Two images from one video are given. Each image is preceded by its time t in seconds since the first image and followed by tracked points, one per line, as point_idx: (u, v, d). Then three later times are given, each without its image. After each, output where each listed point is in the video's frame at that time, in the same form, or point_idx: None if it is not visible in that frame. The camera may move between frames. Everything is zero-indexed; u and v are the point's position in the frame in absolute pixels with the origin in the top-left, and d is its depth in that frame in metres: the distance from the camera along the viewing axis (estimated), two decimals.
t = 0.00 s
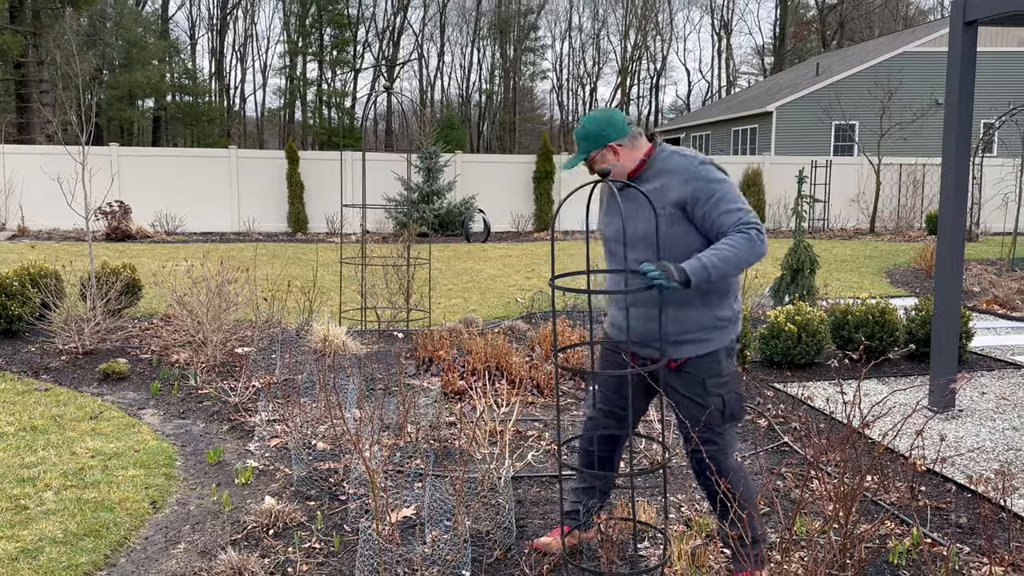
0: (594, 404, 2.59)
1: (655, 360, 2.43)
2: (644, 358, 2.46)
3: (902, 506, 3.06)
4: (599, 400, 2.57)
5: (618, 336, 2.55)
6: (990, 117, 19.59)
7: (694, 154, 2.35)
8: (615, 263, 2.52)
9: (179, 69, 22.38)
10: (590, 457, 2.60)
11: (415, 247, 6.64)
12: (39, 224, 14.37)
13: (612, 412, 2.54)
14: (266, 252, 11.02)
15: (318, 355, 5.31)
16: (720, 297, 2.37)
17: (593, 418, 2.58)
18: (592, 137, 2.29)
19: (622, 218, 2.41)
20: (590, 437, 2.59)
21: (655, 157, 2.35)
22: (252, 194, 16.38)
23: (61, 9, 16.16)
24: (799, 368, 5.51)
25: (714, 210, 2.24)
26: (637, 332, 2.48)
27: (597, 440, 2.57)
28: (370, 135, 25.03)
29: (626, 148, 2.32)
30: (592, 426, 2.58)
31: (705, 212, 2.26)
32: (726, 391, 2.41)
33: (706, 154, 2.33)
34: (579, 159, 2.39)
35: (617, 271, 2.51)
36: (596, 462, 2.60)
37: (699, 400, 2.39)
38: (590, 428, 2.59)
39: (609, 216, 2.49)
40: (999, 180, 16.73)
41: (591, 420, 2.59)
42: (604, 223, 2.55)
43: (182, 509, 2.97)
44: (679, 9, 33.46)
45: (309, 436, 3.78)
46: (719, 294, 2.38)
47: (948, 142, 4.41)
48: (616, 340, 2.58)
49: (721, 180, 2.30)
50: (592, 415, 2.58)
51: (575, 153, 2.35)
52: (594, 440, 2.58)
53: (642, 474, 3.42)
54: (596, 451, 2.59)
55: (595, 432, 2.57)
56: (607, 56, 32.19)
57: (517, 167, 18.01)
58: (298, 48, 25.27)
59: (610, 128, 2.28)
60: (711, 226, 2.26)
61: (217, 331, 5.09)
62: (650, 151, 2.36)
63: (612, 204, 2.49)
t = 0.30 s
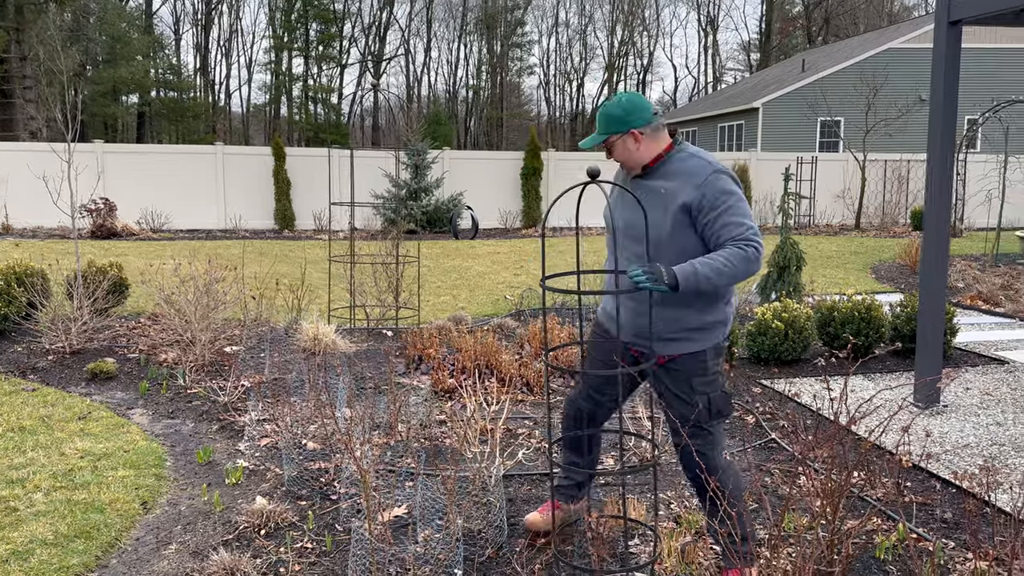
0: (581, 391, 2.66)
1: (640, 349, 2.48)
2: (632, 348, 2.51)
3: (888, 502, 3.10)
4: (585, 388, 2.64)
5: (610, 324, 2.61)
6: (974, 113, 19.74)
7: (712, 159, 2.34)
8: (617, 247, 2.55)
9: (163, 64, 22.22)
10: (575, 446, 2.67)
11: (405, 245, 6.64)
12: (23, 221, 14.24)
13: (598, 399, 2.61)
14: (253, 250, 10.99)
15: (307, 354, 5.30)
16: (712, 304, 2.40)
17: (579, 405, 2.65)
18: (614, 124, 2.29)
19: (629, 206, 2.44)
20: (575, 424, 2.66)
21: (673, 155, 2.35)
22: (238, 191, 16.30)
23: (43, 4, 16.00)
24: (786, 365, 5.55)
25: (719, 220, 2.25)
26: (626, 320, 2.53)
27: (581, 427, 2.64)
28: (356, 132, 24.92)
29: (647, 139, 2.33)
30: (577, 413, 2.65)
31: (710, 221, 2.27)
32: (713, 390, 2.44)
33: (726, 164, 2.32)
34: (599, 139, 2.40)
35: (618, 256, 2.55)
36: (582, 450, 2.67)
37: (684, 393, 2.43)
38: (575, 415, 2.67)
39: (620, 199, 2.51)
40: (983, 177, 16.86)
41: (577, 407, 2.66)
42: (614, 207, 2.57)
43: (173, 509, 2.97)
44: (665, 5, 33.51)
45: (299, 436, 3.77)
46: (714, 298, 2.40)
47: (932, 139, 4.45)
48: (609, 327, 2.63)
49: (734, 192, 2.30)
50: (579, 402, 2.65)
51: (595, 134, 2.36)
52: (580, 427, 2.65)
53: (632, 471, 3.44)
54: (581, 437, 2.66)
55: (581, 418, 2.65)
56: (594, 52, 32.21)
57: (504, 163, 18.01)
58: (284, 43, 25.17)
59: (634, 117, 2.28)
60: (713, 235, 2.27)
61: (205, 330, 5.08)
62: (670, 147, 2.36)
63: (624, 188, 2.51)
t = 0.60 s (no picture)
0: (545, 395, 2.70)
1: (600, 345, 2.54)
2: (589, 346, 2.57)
3: (873, 491, 3.17)
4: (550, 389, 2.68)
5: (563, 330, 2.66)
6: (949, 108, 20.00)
7: (636, 157, 2.53)
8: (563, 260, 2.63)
9: (139, 58, 22.04)
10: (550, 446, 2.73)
11: (391, 240, 6.64)
12: None
13: (562, 401, 2.65)
14: (234, 246, 10.95)
15: (296, 350, 5.30)
16: (669, 288, 2.51)
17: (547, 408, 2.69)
18: (552, 136, 2.41)
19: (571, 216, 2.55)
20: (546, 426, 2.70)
21: (602, 159, 2.51)
22: (218, 186, 16.18)
23: None
24: (770, 358, 5.63)
25: (661, 205, 2.42)
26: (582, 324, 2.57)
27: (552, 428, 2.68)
28: (334, 125, 24.82)
29: (581, 146, 2.48)
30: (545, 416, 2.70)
31: (653, 208, 2.43)
32: (671, 375, 2.50)
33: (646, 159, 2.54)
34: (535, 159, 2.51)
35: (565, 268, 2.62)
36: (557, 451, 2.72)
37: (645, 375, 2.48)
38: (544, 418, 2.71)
39: (559, 215, 2.62)
40: (958, 172, 17.10)
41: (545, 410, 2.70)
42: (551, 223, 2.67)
43: (167, 506, 2.98)
44: None
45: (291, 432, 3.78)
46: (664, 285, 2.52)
47: (912, 134, 4.54)
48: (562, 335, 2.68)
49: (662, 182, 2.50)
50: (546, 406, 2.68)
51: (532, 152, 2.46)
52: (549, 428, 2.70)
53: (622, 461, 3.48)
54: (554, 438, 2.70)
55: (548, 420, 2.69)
56: (573, 45, 32.31)
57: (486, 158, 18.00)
58: (261, 36, 25.04)
59: (569, 125, 2.42)
60: (659, 221, 2.43)
61: (192, 326, 5.06)
62: (597, 153, 2.52)
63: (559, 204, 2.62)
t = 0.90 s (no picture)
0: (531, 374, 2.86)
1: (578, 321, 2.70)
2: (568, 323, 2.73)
3: (858, 478, 3.26)
4: (536, 369, 2.82)
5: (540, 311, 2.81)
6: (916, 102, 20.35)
7: (578, 141, 2.73)
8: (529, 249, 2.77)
9: (103, 50, 21.64)
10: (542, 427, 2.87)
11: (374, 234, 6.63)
12: None
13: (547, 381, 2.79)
14: (210, 241, 10.84)
15: (282, 346, 5.29)
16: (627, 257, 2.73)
17: (534, 389, 2.84)
18: (507, 130, 2.56)
19: (533, 203, 2.70)
20: (537, 408, 2.85)
21: (548, 147, 2.70)
22: (190, 180, 16.00)
23: None
24: (751, 349, 5.73)
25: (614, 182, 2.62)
26: (559, 302, 2.73)
27: (543, 411, 2.83)
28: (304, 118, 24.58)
29: (531, 136, 2.65)
30: (534, 397, 2.84)
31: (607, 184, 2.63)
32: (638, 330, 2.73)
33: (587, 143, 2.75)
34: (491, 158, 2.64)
35: (534, 255, 2.76)
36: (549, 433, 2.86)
37: (623, 343, 2.66)
38: (533, 399, 2.86)
39: (517, 206, 2.77)
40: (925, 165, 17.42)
41: (533, 391, 2.85)
42: (509, 217, 2.81)
43: (166, 502, 2.99)
44: None
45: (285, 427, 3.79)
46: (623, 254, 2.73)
47: (889, 129, 4.66)
48: (541, 317, 2.82)
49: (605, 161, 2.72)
50: (534, 387, 2.83)
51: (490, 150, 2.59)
52: (540, 411, 2.85)
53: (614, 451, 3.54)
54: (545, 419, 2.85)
55: (538, 402, 2.84)
56: (543, 39, 32.33)
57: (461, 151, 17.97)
58: (227, 28, 24.55)
59: (520, 119, 2.58)
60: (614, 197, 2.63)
61: (178, 322, 5.04)
62: (540, 142, 2.71)
63: (516, 197, 2.77)
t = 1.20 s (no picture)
0: (519, 359, 2.87)
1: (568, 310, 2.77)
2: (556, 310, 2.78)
3: (844, 463, 3.36)
4: (526, 352, 2.85)
5: (527, 302, 2.83)
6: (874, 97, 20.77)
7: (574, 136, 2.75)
8: (524, 240, 2.77)
9: (57, 41, 21.13)
10: (532, 413, 2.90)
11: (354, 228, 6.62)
12: None
13: (540, 364, 2.83)
14: (179, 237, 10.70)
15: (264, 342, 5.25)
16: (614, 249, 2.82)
17: (527, 372, 2.85)
18: (520, 125, 2.54)
19: (532, 198, 2.70)
20: (530, 391, 2.86)
21: (549, 140, 2.70)
22: (154, 175, 15.72)
23: None
24: (730, 340, 5.84)
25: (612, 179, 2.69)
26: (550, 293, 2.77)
27: (536, 394, 2.85)
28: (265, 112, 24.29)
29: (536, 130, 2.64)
30: (526, 380, 2.86)
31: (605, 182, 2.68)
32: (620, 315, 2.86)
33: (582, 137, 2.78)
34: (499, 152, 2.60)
35: (529, 245, 2.76)
36: (540, 418, 2.89)
37: (615, 335, 2.74)
38: (524, 384, 2.88)
39: (512, 198, 2.75)
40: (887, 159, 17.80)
41: (523, 375, 2.87)
42: (502, 208, 2.78)
43: (163, 498, 2.97)
44: None
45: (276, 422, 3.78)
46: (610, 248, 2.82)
47: (865, 124, 4.76)
48: (525, 306, 2.84)
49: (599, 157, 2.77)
50: (527, 369, 2.85)
51: (506, 144, 2.55)
52: (533, 394, 2.86)
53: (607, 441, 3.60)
54: (539, 404, 2.87)
55: (530, 386, 2.85)
56: (506, 32, 32.35)
57: (429, 145, 17.94)
58: (185, 19, 24.00)
59: (530, 114, 2.56)
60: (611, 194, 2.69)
61: (160, 319, 4.98)
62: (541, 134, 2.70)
63: (511, 188, 2.75)
